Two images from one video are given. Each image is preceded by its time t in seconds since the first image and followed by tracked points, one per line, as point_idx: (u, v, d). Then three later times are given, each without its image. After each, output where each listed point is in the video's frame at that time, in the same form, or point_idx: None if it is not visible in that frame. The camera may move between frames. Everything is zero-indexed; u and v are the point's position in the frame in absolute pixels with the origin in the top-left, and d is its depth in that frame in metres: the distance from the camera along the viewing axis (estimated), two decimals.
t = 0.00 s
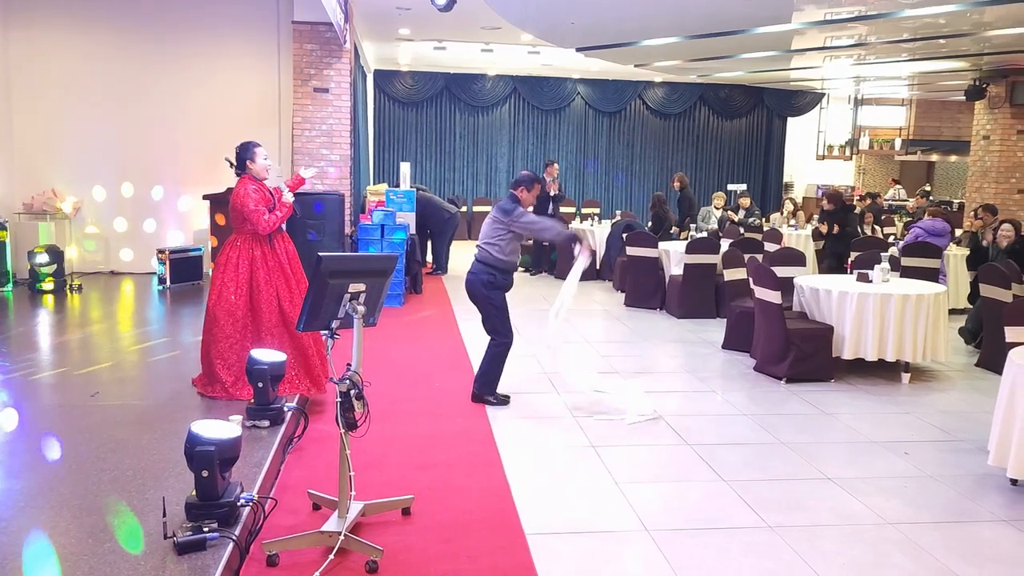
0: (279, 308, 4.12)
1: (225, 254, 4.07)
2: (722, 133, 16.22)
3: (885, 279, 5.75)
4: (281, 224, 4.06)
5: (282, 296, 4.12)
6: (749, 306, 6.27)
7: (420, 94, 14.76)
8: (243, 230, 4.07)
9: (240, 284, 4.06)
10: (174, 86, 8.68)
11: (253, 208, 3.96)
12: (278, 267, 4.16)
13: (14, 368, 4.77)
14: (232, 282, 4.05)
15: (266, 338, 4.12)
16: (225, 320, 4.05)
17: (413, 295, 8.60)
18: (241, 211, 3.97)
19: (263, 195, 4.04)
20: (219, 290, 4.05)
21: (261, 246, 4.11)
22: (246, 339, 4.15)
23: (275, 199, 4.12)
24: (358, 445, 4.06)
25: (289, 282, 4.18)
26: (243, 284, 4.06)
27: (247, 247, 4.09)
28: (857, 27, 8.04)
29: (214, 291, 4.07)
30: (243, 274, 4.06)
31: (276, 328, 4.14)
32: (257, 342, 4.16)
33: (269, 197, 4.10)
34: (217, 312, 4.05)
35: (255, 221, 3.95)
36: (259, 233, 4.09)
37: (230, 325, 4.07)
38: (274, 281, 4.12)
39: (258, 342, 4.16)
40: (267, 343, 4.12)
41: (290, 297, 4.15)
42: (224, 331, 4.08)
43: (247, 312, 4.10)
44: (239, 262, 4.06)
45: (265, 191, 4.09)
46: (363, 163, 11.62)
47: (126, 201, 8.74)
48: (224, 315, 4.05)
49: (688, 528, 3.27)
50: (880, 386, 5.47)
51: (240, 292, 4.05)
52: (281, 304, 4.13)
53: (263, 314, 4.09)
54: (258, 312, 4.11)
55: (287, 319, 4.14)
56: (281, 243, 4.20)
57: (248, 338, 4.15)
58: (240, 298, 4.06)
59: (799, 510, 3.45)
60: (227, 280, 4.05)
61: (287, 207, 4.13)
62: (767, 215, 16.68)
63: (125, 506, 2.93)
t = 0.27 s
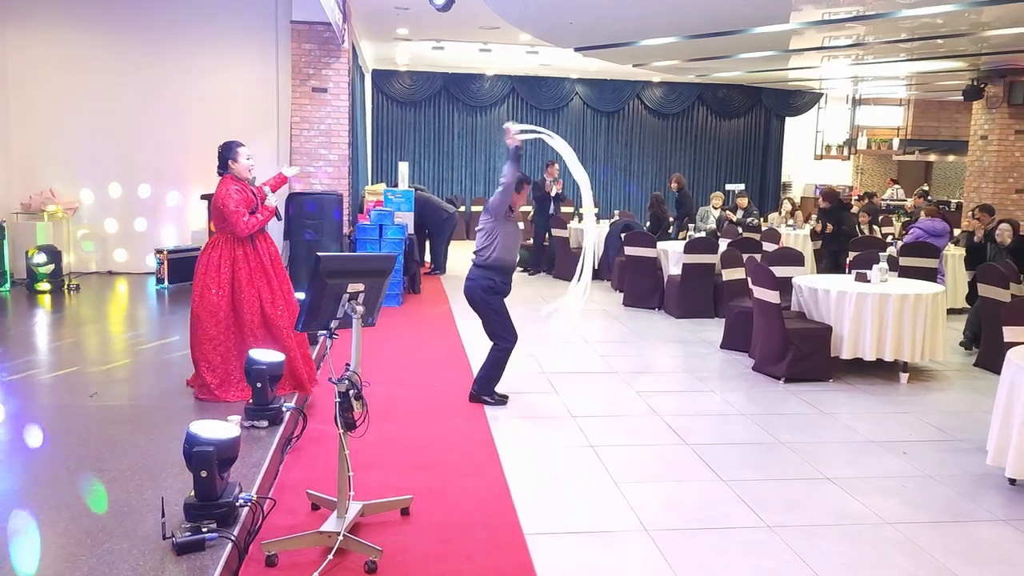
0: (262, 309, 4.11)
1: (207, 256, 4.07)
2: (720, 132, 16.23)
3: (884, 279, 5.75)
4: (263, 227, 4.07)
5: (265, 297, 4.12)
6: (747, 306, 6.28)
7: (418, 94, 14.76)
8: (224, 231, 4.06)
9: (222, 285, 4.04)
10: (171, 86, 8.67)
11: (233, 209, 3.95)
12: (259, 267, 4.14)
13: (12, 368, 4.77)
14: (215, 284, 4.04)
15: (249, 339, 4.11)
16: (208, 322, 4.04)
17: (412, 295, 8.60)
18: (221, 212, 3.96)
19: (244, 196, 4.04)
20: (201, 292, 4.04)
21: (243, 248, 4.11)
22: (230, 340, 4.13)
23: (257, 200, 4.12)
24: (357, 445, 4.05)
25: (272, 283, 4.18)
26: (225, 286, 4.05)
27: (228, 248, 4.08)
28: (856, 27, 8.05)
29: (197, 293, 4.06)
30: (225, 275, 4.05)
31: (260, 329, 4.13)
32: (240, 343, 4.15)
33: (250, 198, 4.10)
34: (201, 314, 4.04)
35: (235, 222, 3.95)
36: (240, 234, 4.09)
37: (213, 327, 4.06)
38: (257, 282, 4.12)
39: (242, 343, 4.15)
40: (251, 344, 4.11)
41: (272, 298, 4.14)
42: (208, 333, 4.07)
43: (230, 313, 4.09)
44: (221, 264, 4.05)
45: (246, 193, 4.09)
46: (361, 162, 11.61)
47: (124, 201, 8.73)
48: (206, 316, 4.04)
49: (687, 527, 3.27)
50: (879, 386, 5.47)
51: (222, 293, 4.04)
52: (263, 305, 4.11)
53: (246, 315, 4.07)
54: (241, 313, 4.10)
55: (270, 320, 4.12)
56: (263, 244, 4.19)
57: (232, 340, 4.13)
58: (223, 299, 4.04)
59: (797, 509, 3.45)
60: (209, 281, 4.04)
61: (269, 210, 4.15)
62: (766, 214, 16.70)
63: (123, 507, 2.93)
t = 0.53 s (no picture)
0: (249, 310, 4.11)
1: (194, 257, 4.07)
2: (719, 132, 16.23)
3: (882, 279, 5.76)
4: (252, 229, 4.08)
5: (252, 297, 4.13)
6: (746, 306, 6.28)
7: (417, 94, 14.76)
8: (210, 231, 4.07)
9: (208, 286, 4.04)
10: (169, 86, 8.65)
11: (219, 209, 3.96)
12: (248, 268, 4.15)
13: (10, 369, 4.76)
14: (201, 284, 4.04)
15: (235, 341, 4.10)
16: (194, 322, 4.04)
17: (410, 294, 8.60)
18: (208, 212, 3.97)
19: (232, 197, 4.06)
20: (188, 292, 4.04)
21: (230, 249, 4.11)
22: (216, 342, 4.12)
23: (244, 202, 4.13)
24: (355, 445, 4.05)
25: (259, 284, 4.17)
26: (212, 286, 4.05)
27: (215, 249, 4.08)
28: (854, 27, 8.05)
29: (184, 293, 4.06)
30: (212, 275, 4.05)
31: (247, 329, 4.14)
32: (227, 344, 4.14)
33: (238, 199, 4.11)
34: (187, 314, 4.04)
35: (221, 222, 3.95)
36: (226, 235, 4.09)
37: (199, 327, 4.05)
38: (244, 283, 4.12)
39: (228, 345, 4.14)
40: (237, 345, 4.11)
41: (259, 299, 4.15)
42: (194, 334, 4.06)
43: (217, 314, 4.09)
44: (208, 264, 4.05)
45: (234, 194, 4.09)
46: (360, 162, 11.60)
47: (123, 201, 8.72)
48: (193, 317, 4.04)
49: (686, 527, 3.27)
50: (877, 386, 5.48)
51: (208, 294, 4.04)
52: (251, 306, 4.13)
53: (233, 316, 4.07)
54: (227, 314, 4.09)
55: (257, 321, 4.14)
56: (251, 246, 4.19)
57: (218, 341, 4.12)
58: (209, 299, 4.05)
59: (796, 509, 3.46)
60: (195, 282, 4.04)
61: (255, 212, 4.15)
62: (764, 214, 16.71)
63: (122, 507, 2.93)
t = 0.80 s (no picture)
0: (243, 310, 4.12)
1: (185, 259, 4.05)
2: (718, 132, 16.24)
3: (881, 278, 5.76)
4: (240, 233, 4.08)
5: (245, 297, 4.13)
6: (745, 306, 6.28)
7: (416, 94, 14.76)
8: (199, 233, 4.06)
9: (201, 287, 4.04)
10: (168, 85, 8.65)
11: (205, 210, 3.97)
12: (241, 268, 4.15)
13: (9, 369, 4.76)
14: (194, 285, 4.03)
15: (232, 341, 4.10)
16: (189, 324, 4.04)
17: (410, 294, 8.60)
18: (196, 213, 3.97)
19: (219, 198, 4.05)
20: (182, 293, 4.03)
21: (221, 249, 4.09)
22: (212, 342, 4.12)
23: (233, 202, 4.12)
24: (355, 445, 4.05)
25: (251, 284, 4.17)
26: (205, 287, 4.04)
27: (206, 250, 4.06)
28: (853, 27, 8.05)
29: (177, 295, 4.05)
30: (205, 276, 4.04)
31: (243, 329, 4.15)
32: (223, 345, 4.14)
33: (226, 200, 4.10)
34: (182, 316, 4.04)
35: (207, 222, 3.95)
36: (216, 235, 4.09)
37: (195, 328, 4.05)
38: (237, 282, 4.11)
39: (224, 345, 4.13)
40: (234, 345, 4.11)
41: (254, 298, 4.16)
42: (190, 335, 4.06)
43: (211, 315, 4.08)
44: (200, 265, 4.04)
45: (222, 195, 4.08)
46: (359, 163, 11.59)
47: (121, 201, 8.71)
48: (188, 318, 4.04)
49: (684, 527, 3.27)
50: (876, 386, 5.48)
51: (202, 295, 4.03)
52: (245, 305, 4.13)
53: (227, 316, 4.07)
54: (222, 315, 4.09)
55: (253, 320, 4.15)
56: (242, 245, 4.19)
57: (214, 342, 4.12)
58: (203, 300, 4.04)
59: (795, 509, 3.46)
60: (188, 283, 4.03)
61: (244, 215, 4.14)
62: (764, 214, 16.72)
63: (121, 507, 2.93)
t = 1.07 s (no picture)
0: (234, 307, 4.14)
1: (174, 259, 4.03)
2: (718, 132, 16.24)
3: (880, 278, 5.76)
4: (230, 233, 4.09)
5: (236, 295, 4.15)
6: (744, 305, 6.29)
7: (415, 94, 14.76)
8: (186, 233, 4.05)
9: (192, 286, 4.03)
10: (167, 86, 8.64)
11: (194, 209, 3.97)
12: (230, 267, 4.16)
13: (8, 368, 4.77)
14: (185, 285, 4.02)
15: (224, 339, 4.12)
16: (182, 323, 4.02)
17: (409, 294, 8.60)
18: (185, 213, 3.97)
19: (206, 197, 4.06)
20: (173, 293, 4.01)
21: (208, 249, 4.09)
22: (204, 341, 4.11)
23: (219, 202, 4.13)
24: (354, 445, 4.05)
25: (240, 282, 4.20)
26: (196, 286, 4.03)
27: (195, 249, 4.05)
28: (852, 27, 8.06)
29: (168, 295, 4.03)
30: (196, 275, 4.03)
31: (234, 327, 4.16)
32: (215, 343, 4.14)
33: (212, 199, 4.11)
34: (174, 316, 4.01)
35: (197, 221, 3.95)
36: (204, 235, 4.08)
37: (187, 328, 4.03)
38: (227, 281, 4.13)
39: (216, 343, 4.14)
40: (226, 343, 4.12)
41: (244, 296, 4.19)
42: (182, 334, 4.04)
43: (203, 314, 4.08)
44: (190, 265, 4.03)
45: (208, 194, 4.09)
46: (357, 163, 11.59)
47: (120, 201, 8.70)
48: (180, 318, 4.01)
49: (683, 527, 3.27)
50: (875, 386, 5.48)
51: (193, 294, 4.02)
52: (236, 303, 4.15)
53: (220, 314, 4.08)
54: (213, 314, 4.09)
55: (245, 317, 4.17)
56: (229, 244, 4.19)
57: (206, 341, 4.12)
58: (195, 299, 4.03)
59: (793, 509, 3.46)
60: (179, 283, 4.01)
61: (231, 215, 4.17)
62: (763, 214, 16.72)
63: (121, 507, 2.93)
